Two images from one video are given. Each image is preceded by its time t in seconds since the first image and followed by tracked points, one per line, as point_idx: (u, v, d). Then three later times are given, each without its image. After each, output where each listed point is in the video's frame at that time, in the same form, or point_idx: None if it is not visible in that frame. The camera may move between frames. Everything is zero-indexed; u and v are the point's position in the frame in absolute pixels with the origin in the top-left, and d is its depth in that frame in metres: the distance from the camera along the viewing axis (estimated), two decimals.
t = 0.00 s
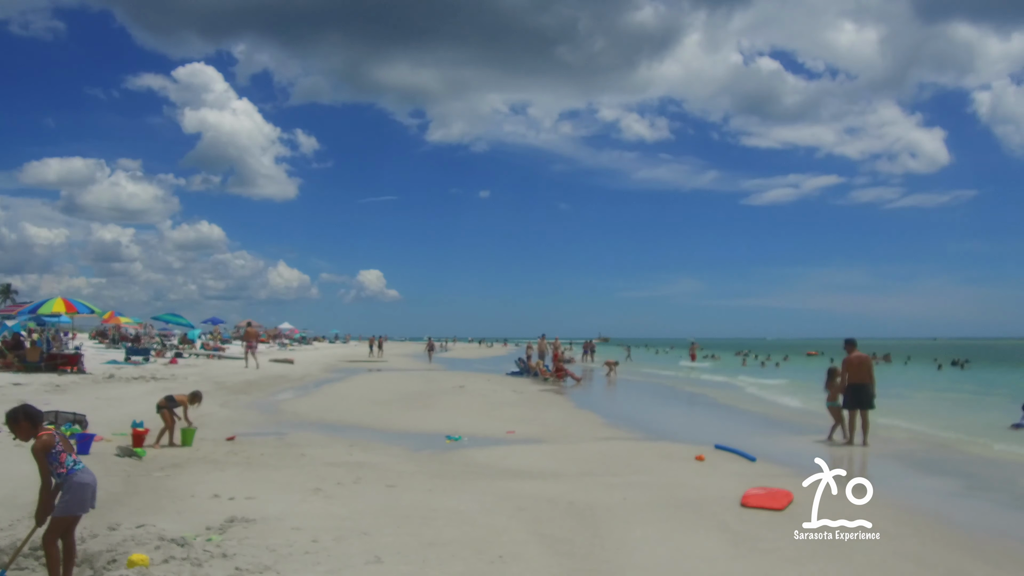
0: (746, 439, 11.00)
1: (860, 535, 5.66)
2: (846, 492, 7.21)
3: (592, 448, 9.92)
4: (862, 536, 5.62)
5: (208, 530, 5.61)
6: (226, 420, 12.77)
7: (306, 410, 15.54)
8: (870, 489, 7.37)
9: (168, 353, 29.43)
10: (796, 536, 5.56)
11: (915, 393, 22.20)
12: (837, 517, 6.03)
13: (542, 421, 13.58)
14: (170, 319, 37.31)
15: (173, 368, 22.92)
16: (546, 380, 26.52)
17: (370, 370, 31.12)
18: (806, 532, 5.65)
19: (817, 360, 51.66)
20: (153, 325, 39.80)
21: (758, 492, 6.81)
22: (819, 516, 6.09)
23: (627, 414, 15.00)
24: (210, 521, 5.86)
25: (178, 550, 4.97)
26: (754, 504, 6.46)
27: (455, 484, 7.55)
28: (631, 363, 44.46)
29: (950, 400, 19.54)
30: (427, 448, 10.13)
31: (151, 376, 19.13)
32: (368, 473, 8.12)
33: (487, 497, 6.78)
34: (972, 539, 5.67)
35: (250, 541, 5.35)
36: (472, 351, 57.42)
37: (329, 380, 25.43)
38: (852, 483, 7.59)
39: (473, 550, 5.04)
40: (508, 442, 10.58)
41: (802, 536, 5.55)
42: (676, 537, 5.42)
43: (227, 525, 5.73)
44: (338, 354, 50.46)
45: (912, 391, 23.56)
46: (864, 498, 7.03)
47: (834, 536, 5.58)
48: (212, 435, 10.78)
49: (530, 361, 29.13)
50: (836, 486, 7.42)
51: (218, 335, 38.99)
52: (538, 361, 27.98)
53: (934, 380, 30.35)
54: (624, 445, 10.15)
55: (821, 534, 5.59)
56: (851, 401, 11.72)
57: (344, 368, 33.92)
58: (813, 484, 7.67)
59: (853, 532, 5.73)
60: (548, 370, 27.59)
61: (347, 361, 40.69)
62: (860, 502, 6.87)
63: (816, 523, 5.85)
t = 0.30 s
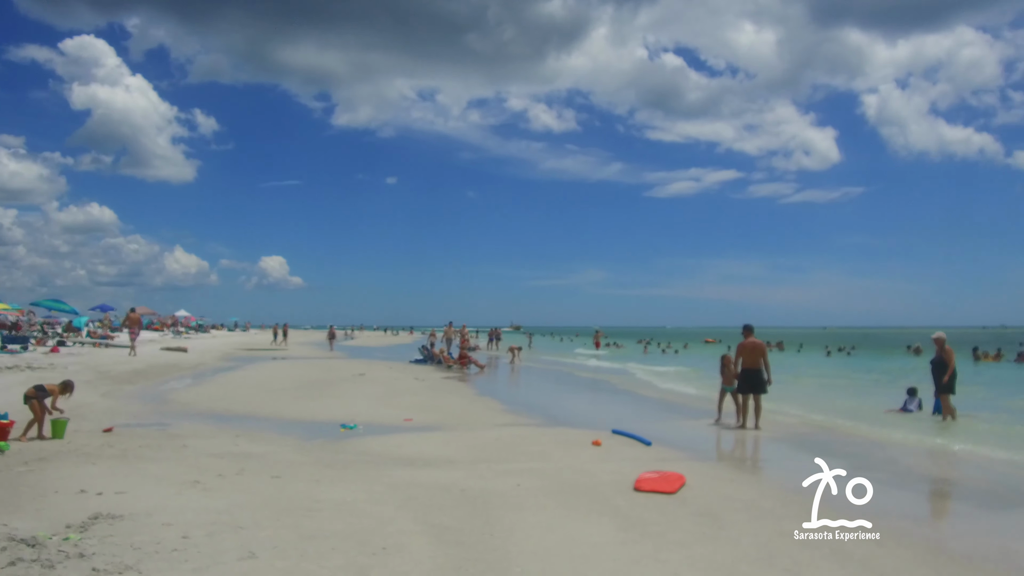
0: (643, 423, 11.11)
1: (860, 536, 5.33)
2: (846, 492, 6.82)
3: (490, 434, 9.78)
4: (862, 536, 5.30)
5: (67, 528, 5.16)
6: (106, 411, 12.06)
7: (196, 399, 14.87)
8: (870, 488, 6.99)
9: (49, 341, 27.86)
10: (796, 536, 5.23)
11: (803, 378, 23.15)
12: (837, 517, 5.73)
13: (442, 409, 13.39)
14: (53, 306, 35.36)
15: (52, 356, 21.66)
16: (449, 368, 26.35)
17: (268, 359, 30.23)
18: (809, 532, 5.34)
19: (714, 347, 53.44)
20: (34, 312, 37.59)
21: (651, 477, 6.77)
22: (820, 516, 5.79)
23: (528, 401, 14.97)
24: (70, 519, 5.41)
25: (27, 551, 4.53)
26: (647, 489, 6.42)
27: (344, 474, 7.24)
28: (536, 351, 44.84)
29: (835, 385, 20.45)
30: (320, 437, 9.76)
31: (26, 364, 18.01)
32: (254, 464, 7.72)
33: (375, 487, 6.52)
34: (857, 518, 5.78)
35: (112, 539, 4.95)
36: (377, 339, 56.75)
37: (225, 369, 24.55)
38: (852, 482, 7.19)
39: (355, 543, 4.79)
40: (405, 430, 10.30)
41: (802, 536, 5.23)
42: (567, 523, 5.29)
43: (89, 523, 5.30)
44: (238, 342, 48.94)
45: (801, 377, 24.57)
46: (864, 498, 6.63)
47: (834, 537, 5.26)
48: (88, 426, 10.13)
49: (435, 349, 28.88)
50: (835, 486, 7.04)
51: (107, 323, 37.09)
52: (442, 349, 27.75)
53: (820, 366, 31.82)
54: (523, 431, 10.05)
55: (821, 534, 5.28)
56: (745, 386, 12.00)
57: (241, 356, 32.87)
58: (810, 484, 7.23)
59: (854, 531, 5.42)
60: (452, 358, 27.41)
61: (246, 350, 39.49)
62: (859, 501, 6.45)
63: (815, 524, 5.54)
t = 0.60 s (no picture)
0: (570, 419, 11.03)
1: (860, 536, 5.35)
2: (846, 492, 6.70)
3: (415, 433, 9.54)
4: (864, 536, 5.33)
5: None
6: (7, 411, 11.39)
7: (109, 397, 14.21)
8: (866, 487, 6.89)
9: None
10: (796, 536, 5.20)
11: (727, 373, 23.60)
12: (837, 517, 5.74)
13: (368, 405, 13.08)
14: None
15: None
16: (380, 363, 25.98)
17: (191, 353, 29.27)
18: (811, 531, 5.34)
19: (644, 341, 54.26)
20: None
21: (573, 477, 6.60)
22: (820, 515, 5.81)
23: (457, 397, 14.77)
24: None
25: None
26: (569, 489, 6.24)
27: (257, 477, 6.91)
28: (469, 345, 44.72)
29: (757, 379, 20.89)
30: (236, 437, 9.38)
31: None
32: (161, 468, 7.33)
33: (286, 492, 6.22)
34: (779, 514, 5.72)
35: None
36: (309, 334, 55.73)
37: (143, 364, 23.65)
38: (852, 482, 7.02)
39: (256, 555, 4.52)
40: (328, 429, 9.99)
41: (802, 535, 5.21)
42: (484, 529, 5.08)
43: None
44: (162, 336, 47.42)
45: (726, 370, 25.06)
46: (863, 498, 6.52)
47: (834, 537, 5.26)
48: None
49: (366, 344, 28.38)
50: (833, 486, 6.91)
51: (19, 316, 35.38)
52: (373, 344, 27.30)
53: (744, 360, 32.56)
54: (448, 428, 9.84)
55: (822, 534, 5.29)
56: (674, 380, 12.01)
57: (164, 351, 31.77)
58: (812, 485, 7.05)
59: (855, 531, 5.45)
60: (384, 353, 26.99)
61: (170, 344, 38.23)
62: (859, 502, 6.36)
63: (815, 523, 5.54)
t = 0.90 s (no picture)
0: (512, 411, 10.87)
1: (861, 536, 5.21)
2: (848, 494, 6.39)
3: (352, 426, 9.26)
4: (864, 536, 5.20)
5: None
6: None
7: (33, 391, 13.61)
8: (868, 488, 6.59)
9: None
10: (796, 536, 5.02)
11: (667, 364, 23.86)
12: (836, 517, 5.58)
13: (305, 399, 12.71)
14: None
15: None
16: (322, 355, 25.53)
17: (127, 346, 28.41)
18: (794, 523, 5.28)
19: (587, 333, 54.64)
20: None
21: (511, 470, 6.42)
22: (818, 515, 5.64)
23: (398, 389, 14.51)
24: None
25: None
26: (507, 484, 6.04)
27: (180, 475, 6.56)
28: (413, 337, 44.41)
29: (696, 370, 21.13)
30: (164, 433, 8.97)
31: None
32: (79, 466, 6.92)
33: (209, 491, 5.90)
34: (727, 507, 5.62)
35: None
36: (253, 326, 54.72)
37: (75, 357, 22.84)
38: (853, 483, 6.68)
39: (169, 559, 4.23)
40: (261, 423, 9.63)
41: (802, 535, 5.06)
42: (414, 527, 4.84)
43: None
44: (99, 328, 46.06)
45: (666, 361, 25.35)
46: (865, 498, 6.26)
47: (835, 537, 5.11)
48: None
49: (310, 336, 27.88)
50: (834, 486, 6.58)
51: None
52: (316, 336, 26.80)
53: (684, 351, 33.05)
54: (387, 422, 9.58)
55: (822, 534, 5.16)
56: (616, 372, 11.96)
57: (98, 343, 30.79)
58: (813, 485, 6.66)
59: (856, 531, 5.32)
60: (328, 345, 26.53)
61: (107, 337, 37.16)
62: (860, 503, 6.12)
63: (815, 523, 5.39)
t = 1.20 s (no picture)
0: (447, 405, 10.63)
1: (861, 536, 5.13)
2: (847, 492, 6.26)
3: (281, 423, 8.89)
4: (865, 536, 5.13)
5: None
6: None
7: None
8: (866, 488, 6.45)
9: None
10: (796, 536, 4.96)
11: (604, 357, 23.96)
12: (836, 517, 5.51)
13: (234, 395, 12.22)
14: None
15: None
16: (257, 349, 24.86)
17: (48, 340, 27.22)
18: (761, 521, 5.21)
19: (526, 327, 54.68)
20: None
21: (442, 467, 6.15)
22: (818, 515, 5.56)
23: (332, 384, 14.12)
24: None
25: None
26: (437, 482, 5.77)
27: (89, 478, 6.12)
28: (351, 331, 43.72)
29: (632, 363, 21.24)
30: (78, 432, 8.44)
31: None
32: None
33: (118, 494, 5.51)
34: (671, 503, 5.49)
35: None
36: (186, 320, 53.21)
37: None
38: (853, 483, 6.52)
39: (63, 571, 3.88)
40: (183, 421, 9.17)
41: (802, 535, 4.99)
42: (333, 531, 4.57)
43: None
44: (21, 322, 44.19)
45: (602, 354, 25.46)
46: (865, 498, 6.12)
47: (835, 537, 5.05)
48: None
49: (244, 329, 27.15)
50: (834, 486, 6.43)
51: None
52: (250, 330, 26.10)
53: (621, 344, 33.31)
54: (317, 418, 9.22)
55: (822, 534, 5.09)
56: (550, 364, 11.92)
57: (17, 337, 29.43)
58: (812, 485, 6.51)
59: (858, 532, 5.24)
60: (262, 339, 25.86)
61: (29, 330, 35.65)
62: (860, 503, 6.00)
63: (814, 523, 5.32)
